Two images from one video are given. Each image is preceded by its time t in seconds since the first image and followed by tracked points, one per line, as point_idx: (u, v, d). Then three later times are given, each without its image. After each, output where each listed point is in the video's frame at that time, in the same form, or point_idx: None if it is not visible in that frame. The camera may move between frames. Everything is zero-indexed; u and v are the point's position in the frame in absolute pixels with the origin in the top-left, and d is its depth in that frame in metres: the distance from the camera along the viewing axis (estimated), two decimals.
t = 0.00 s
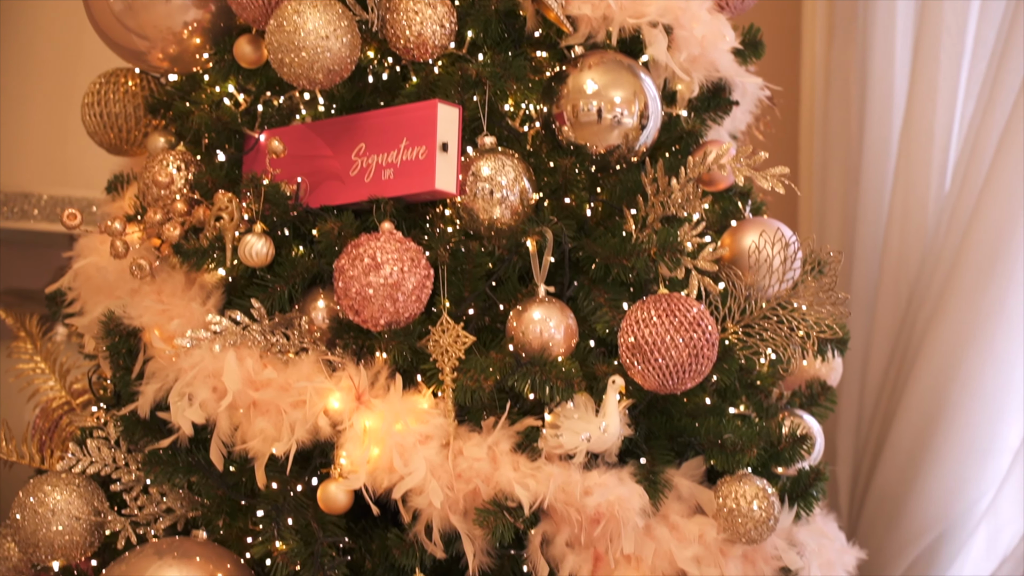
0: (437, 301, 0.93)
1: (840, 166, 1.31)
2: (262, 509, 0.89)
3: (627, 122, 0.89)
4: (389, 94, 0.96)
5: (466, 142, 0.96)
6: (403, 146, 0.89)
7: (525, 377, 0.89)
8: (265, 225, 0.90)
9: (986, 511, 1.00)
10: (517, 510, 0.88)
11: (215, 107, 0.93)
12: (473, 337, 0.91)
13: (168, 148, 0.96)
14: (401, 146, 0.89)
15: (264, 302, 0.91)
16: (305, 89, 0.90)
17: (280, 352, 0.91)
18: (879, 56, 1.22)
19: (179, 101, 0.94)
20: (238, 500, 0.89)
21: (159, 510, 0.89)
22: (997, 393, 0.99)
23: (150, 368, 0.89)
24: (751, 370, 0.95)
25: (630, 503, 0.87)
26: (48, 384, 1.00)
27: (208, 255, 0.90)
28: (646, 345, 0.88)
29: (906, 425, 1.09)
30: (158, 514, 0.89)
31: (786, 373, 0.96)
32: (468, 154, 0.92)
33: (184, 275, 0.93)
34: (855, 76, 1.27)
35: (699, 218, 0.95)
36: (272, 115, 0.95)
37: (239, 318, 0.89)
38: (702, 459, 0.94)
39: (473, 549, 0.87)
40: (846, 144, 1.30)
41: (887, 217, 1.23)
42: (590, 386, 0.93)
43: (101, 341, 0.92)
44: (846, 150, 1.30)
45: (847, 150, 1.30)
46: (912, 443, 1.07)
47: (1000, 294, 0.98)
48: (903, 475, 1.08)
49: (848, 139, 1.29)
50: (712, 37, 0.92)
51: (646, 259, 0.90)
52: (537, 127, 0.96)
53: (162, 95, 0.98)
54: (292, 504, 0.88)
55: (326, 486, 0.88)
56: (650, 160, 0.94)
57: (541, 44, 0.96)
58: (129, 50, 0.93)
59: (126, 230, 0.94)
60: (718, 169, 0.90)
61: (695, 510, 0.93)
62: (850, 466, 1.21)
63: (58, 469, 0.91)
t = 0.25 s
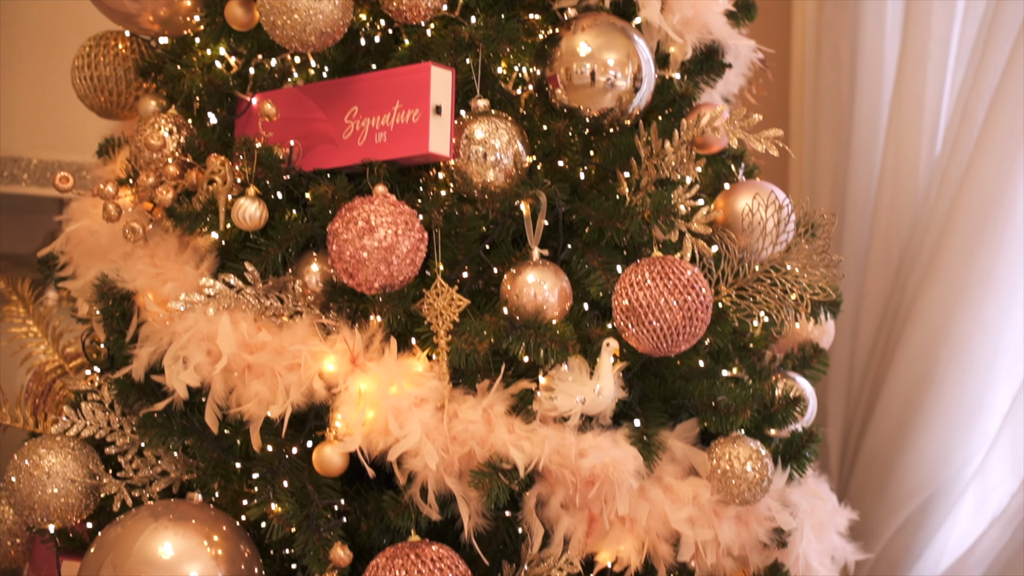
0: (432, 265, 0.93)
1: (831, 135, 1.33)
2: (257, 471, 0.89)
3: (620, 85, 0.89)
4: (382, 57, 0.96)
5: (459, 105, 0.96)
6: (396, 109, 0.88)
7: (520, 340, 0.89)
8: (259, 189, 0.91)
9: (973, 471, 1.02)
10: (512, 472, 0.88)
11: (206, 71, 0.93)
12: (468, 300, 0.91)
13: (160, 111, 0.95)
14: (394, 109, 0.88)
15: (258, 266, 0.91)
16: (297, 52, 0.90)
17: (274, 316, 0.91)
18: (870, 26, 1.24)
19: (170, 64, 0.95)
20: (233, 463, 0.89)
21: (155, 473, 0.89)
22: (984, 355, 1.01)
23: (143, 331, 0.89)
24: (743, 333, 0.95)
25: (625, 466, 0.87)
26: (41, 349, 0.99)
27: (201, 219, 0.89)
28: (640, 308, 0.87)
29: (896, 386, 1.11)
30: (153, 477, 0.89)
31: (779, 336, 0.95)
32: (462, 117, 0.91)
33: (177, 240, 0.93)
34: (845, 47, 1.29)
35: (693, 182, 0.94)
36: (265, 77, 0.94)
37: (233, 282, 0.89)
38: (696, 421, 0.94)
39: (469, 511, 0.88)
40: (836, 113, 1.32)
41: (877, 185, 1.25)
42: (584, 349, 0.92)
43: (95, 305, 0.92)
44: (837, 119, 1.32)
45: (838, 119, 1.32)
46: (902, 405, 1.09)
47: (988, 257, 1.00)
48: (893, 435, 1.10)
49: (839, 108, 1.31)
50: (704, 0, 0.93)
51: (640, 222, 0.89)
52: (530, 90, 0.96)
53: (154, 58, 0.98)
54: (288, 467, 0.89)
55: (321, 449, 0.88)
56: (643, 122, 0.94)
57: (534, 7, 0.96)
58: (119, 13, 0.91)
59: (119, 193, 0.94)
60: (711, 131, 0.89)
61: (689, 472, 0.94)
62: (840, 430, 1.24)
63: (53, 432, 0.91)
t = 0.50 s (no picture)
0: (426, 223, 0.92)
1: (822, 95, 1.35)
2: (254, 429, 0.89)
3: (614, 41, 0.88)
4: (375, 14, 0.95)
5: (453, 62, 0.95)
6: (390, 66, 0.88)
7: (515, 297, 0.89)
8: (252, 147, 0.89)
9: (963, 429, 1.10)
10: (509, 429, 0.88)
11: (197, 27, 0.92)
12: (463, 258, 0.91)
13: (151, 69, 0.95)
14: (388, 66, 0.88)
15: (252, 224, 0.91)
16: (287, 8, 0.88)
17: (269, 273, 0.91)
18: None
19: (161, 20, 0.94)
20: (229, 421, 0.90)
21: (151, 431, 0.90)
22: (975, 320, 1.08)
23: (138, 289, 0.88)
24: (738, 290, 0.95)
25: (621, 422, 0.87)
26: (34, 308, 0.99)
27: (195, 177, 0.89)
28: (635, 264, 0.87)
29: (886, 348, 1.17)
30: (150, 435, 0.90)
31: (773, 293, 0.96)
32: (456, 73, 0.90)
33: (170, 198, 0.92)
34: (836, 14, 1.32)
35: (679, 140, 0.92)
36: (256, 35, 0.94)
37: (227, 240, 0.89)
38: (692, 378, 0.93)
39: (466, 467, 0.88)
40: (827, 73, 1.34)
41: (866, 152, 1.28)
42: (580, 306, 0.93)
43: (88, 264, 0.92)
44: (828, 79, 1.34)
45: (828, 78, 1.34)
46: (892, 364, 1.15)
47: (977, 226, 1.07)
48: (883, 394, 1.16)
49: (830, 69, 1.34)
50: None
51: (635, 178, 0.88)
52: (524, 47, 0.95)
53: (145, 15, 0.96)
54: (284, 425, 0.89)
55: (318, 406, 0.88)
56: (637, 79, 0.94)
57: None
58: None
59: (112, 151, 0.93)
60: (705, 88, 0.89)
61: (685, 429, 0.93)
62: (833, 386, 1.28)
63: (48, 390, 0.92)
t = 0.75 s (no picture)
0: (424, 184, 0.92)
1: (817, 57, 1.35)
2: (254, 391, 0.89)
3: (613, 3, 0.87)
4: None
5: (450, 23, 0.95)
6: (388, 27, 0.87)
7: (514, 259, 0.89)
8: (249, 109, 0.89)
9: (957, 391, 1.12)
10: (508, 391, 0.89)
11: None
12: (462, 219, 0.90)
13: (146, 30, 0.95)
14: (385, 26, 0.87)
15: (250, 185, 0.91)
16: None
17: (267, 236, 0.90)
18: None
19: None
20: (228, 383, 0.90)
21: (150, 394, 0.90)
22: (968, 283, 1.09)
23: (136, 252, 0.88)
24: (736, 251, 0.95)
25: (621, 382, 0.87)
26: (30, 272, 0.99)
27: (192, 139, 0.89)
28: (634, 225, 0.86)
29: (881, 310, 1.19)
30: (149, 397, 0.90)
31: (771, 254, 0.95)
32: (454, 35, 0.90)
33: (167, 159, 0.93)
34: None
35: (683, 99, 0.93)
36: None
37: (225, 203, 0.89)
38: (690, 339, 0.93)
39: (465, 428, 0.88)
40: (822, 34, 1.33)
41: (862, 115, 1.29)
42: (578, 267, 0.93)
43: (85, 227, 0.91)
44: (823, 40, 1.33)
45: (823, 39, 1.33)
46: (888, 327, 1.17)
47: (971, 191, 1.08)
48: (879, 356, 1.18)
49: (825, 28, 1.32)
50: None
51: (633, 139, 0.88)
52: (521, 8, 0.94)
53: None
54: (283, 386, 0.89)
55: (318, 367, 0.88)
56: (635, 39, 0.94)
57: None
58: None
59: (107, 113, 0.93)
60: (704, 47, 0.88)
61: (684, 389, 0.94)
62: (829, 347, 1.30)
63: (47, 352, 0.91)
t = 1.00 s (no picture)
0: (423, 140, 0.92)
1: (816, 9, 1.34)
2: (254, 347, 0.89)
3: None
4: None
5: None
6: None
7: (515, 215, 0.88)
8: (248, 65, 0.89)
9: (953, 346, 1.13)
10: (509, 346, 0.88)
11: None
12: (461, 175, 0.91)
13: None
14: None
15: (248, 141, 0.91)
16: None
17: (266, 193, 0.90)
18: None
19: None
20: (228, 340, 0.90)
21: (150, 350, 0.90)
22: (966, 237, 1.10)
23: (135, 209, 0.88)
24: (736, 206, 0.94)
25: (621, 337, 0.87)
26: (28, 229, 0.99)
27: (190, 95, 0.89)
28: (635, 180, 0.86)
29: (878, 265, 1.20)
30: (149, 354, 0.90)
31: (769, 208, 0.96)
32: None
33: (165, 116, 0.93)
34: None
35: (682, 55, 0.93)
36: None
37: (224, 158, 0.88)
38: (690, 294, 0.93)
39: (466, 384, 0.88)
40: None
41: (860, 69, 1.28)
42: (578, 222, 0.93)
43: (84, 183, 0.91)
44: None
45: None
46: (885, 281, 1.18)
47: (969, 146, 1.08)
48: (877, 310, 1.20)
49: None
50: None
51: (633, 94, 0.88)
52: None
53: None
54: (283, 343, 0.89)
55: (318, 324, 0.88)
56: None
57: None
58: None
59: (105, 69, 0.92)
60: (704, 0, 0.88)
61: (683, 344, 0.94)
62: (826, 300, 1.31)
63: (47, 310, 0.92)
